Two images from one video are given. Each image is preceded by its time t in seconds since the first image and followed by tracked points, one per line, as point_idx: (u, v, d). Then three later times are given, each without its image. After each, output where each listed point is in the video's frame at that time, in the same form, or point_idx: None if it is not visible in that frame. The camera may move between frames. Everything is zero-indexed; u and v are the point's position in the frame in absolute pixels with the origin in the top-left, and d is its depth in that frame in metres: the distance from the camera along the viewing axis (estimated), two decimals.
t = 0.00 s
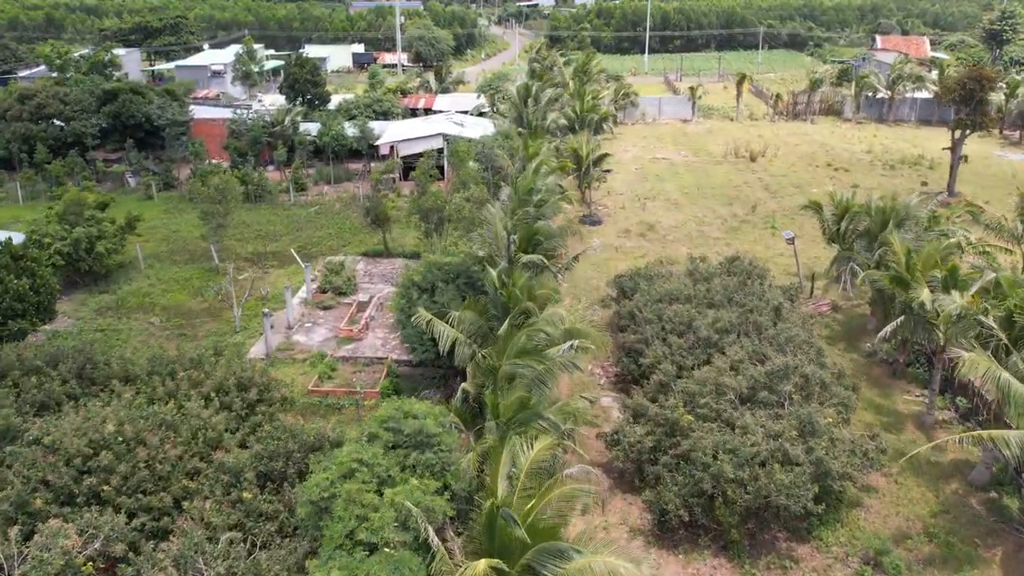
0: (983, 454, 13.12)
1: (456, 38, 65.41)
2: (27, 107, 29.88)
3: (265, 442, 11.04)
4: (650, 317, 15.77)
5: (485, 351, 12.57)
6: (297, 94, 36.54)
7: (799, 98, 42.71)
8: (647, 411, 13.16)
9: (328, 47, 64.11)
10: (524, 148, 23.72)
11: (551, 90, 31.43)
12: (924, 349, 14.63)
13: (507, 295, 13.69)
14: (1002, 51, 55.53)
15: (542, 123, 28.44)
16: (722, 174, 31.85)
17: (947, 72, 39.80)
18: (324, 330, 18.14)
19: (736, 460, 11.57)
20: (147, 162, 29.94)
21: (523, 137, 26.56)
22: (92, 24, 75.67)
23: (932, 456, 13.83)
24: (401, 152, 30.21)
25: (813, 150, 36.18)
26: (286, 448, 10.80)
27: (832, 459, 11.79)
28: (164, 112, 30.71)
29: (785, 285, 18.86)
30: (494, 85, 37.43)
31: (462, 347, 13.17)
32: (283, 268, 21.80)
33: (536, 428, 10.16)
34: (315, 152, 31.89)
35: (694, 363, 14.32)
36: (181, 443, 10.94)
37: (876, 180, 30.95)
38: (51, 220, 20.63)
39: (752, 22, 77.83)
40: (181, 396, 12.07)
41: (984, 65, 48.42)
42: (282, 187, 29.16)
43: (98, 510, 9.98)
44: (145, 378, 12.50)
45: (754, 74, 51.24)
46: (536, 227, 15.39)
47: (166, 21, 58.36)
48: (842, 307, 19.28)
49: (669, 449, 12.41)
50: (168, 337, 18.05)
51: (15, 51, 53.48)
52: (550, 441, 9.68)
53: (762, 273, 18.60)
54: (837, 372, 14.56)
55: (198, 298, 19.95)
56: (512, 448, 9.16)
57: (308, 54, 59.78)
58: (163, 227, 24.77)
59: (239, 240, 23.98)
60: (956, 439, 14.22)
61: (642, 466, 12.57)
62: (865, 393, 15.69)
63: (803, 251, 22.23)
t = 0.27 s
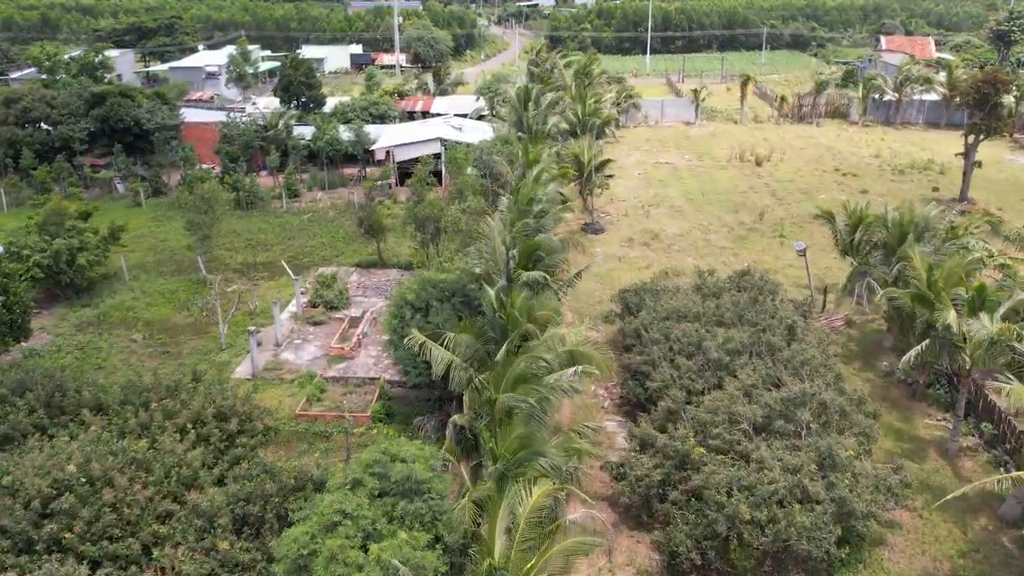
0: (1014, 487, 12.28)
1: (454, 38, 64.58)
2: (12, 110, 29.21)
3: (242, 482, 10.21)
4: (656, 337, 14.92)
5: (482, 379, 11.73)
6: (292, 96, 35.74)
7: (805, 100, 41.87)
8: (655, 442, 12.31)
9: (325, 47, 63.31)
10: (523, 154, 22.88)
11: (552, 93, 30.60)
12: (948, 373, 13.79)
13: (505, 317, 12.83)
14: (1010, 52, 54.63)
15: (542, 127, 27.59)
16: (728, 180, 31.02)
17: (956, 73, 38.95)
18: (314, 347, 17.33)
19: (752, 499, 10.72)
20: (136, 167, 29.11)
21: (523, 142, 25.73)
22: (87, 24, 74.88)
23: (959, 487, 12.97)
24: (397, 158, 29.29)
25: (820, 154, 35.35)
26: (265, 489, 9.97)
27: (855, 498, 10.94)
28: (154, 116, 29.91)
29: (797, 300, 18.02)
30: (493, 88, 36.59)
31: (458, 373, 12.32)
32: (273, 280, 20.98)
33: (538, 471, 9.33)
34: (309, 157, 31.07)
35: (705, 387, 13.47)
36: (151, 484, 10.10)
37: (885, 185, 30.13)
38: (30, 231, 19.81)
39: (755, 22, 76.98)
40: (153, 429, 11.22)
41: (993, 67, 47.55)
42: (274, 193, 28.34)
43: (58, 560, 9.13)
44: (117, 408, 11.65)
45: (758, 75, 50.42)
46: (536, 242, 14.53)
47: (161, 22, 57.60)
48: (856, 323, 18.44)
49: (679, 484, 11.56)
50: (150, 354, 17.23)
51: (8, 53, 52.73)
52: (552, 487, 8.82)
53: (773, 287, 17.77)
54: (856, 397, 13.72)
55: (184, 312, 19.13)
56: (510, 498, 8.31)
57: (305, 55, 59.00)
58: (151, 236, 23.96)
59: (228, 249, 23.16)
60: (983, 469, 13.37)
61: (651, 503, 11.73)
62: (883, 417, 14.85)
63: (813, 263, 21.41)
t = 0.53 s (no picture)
0: None
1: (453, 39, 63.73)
2: None
3: (213, 530, 9.41)
4: (664, 359, 14.07)
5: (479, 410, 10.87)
6: (287, 99, 34.89)
7: (810, 103, 41.02)
8: (665, 477, 11.47)
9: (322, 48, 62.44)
10: (524, 161, 22.01)
11: (552, 97, 29.75)
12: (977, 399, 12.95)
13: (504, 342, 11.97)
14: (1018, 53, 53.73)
15: (543, 132, 26.71)
16: (733, 185, 30.15)
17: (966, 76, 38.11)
18: (303, 366, 16.46)
19: (771, 546, 9.90)
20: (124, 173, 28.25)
21: (522, 148, 24.87)
22: (82, 24, 73.98)
23: (990, 524, 12.13)
24: (393, 164, 28.40)
25: (828, 158, 34.48)
26: (239, 541, 9.27)
27: (883, 543, 10.09)
28: (143, 121, 28.97)
29: (810, 317, 17.18)
30: (492, 90, 35.74)
31: (453, 403, 11.45)
32: (262, 293, 20.14)
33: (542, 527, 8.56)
34: (303, 161, 30.20)
35: (717, 416, 12.62)
36: (117, 532, 9.26)
37: (896, 192, 29.29)
38: (9, 242, 19.01)
39: (757, 22, 76.08)
40: (122, 467, 10.35)
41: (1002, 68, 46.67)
42: (266, 200, 27.47)
43: None
44: (84, 443, 10.74)
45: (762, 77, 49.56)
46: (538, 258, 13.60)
47: (155, 22, 56.75)
48: (871, 340, 17.61)
49: (691, 525, 10.72)
50: (129, 375, 16.36)
51: None
52: (555, 543, 7.98)
53: (785, 303, 16.91)
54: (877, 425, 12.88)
55: (167, 328, 18.27)
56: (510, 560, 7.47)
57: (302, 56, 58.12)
58: (136, 246, 23.10)
59: (216, 260, 22.32)
60: (1014, 503, 12.52)
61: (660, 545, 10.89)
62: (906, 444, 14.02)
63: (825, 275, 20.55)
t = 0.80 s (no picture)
0: None
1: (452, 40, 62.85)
2: None
3: None
4: (673, 386, 13.21)
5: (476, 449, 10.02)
6: (281, 102, 34.03)
7: (817, 105, 40.16)
8: (676, 519, 10.61)
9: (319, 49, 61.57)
10: (523, 169, 21.15)
11: (553, 101, 28.90)
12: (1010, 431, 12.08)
13: (502, 371, 11.10)
14: None
15: (544, 138, 25.86)
16: (739, 192, 29.29)
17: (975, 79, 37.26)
18: (291, 389, 15.60)
19: None
20: (111, 179, 27.38)
21: (522, 155, 24.01)
22: (76, 24, 73.10)
23: None
24: (389, 170, 27.51)
25: (835, 163, 33.61)
26: None
27: None
28: (130, 126, 28.05)
29: (826, 336, 16.32)
30: (491, 93, 34.88)
31: (448, 439, 10.60)
32: (250, 308, 19.28)
33: None
34: (296, 167, 29.33)
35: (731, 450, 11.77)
36: None
37: (907, 198, 28.43)
38: None
39: (760, 22, 75.15)
40: (85, 515, 9.48)
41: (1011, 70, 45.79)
42: (257, 207, 26.61)
43: None
44: (45, 485, 9.86)
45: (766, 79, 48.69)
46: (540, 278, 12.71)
47: (149, 23, 55.92)
48: (889, 360, 16.75)
49: None
50: (107, 399, 15.45)
51: None
52: None
53: (799, 321, 16.04)
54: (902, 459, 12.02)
55: (150, 346, 17.38)
56: None
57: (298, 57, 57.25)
58: (121, 257, 22.29)
59: (203, 272, 21.45)
60: None
61: None
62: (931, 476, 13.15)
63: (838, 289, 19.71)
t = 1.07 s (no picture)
0: None
1: (451, 41, 62.05)
2: None
3: None
4: (684, 417, 12.34)
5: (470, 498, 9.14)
6: (275, 107, 33.20)
7: (823, 109, 39.33)
8: (689, 570, 9.74)
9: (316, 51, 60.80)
10: (524, 178, 20.30)
11: (554, 106, 28.07)
12: None
13: (501, 408, 10.21)
14: None
15: (544, 145, 25.03)
16: (746, 199, 28.44)
17: (986, 83, 36.42)
18: (277, 416, 14.73)
19: None
20: (97, 187, 26.39)
21: (523, 163, 23.17)
22: (72, 24, 72.34)
23: None
24: (384, 177, 26.53)
25: (843, 169, 32.78)
26: None
27: None
28: (118, 131, 27.03)
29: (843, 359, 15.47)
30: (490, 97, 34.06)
31: (440, 483, 9.74)
32: (237, 325, 18.43)
33: None
34: (290, 174, 28.48)
35: (747, 491, 10.90)
36: None
37: (919, 206, 27.58)
38: None
39: (763, 23, 74.33)
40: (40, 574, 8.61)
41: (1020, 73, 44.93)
42: (248, 216, 25.71)
43: None
44: None
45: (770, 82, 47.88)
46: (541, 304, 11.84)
47: (144, 24, 55.19)
48: (908, 382, 15.90)
49: None
50: (83, 426, 14.57)
51: None
52: None
53: (815, 342, 15.17)
54: (933, 499, 11.13)
55: (131, 367, 16.51)
56: None
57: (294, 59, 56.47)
58: (105, 270, 21.55)
59: (189, 286, 20.61)
60: None
61: None
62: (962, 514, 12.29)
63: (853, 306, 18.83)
